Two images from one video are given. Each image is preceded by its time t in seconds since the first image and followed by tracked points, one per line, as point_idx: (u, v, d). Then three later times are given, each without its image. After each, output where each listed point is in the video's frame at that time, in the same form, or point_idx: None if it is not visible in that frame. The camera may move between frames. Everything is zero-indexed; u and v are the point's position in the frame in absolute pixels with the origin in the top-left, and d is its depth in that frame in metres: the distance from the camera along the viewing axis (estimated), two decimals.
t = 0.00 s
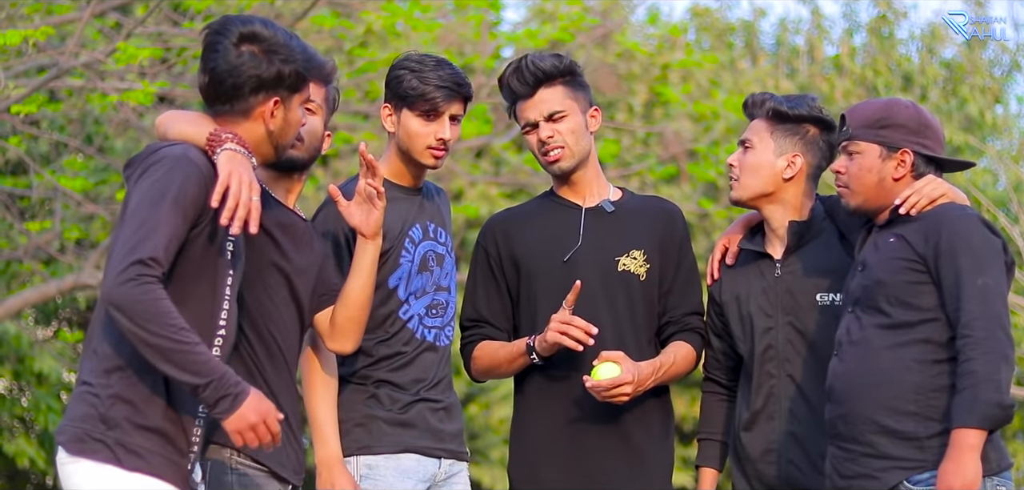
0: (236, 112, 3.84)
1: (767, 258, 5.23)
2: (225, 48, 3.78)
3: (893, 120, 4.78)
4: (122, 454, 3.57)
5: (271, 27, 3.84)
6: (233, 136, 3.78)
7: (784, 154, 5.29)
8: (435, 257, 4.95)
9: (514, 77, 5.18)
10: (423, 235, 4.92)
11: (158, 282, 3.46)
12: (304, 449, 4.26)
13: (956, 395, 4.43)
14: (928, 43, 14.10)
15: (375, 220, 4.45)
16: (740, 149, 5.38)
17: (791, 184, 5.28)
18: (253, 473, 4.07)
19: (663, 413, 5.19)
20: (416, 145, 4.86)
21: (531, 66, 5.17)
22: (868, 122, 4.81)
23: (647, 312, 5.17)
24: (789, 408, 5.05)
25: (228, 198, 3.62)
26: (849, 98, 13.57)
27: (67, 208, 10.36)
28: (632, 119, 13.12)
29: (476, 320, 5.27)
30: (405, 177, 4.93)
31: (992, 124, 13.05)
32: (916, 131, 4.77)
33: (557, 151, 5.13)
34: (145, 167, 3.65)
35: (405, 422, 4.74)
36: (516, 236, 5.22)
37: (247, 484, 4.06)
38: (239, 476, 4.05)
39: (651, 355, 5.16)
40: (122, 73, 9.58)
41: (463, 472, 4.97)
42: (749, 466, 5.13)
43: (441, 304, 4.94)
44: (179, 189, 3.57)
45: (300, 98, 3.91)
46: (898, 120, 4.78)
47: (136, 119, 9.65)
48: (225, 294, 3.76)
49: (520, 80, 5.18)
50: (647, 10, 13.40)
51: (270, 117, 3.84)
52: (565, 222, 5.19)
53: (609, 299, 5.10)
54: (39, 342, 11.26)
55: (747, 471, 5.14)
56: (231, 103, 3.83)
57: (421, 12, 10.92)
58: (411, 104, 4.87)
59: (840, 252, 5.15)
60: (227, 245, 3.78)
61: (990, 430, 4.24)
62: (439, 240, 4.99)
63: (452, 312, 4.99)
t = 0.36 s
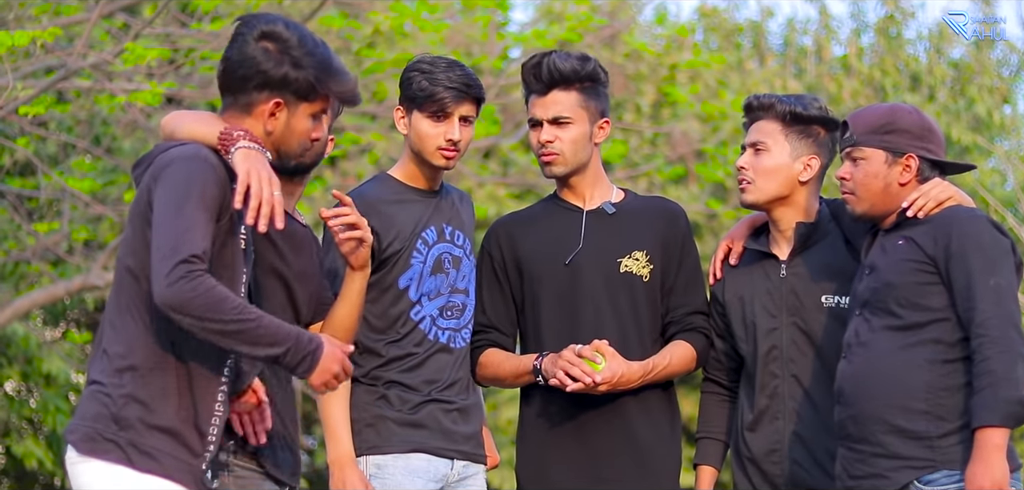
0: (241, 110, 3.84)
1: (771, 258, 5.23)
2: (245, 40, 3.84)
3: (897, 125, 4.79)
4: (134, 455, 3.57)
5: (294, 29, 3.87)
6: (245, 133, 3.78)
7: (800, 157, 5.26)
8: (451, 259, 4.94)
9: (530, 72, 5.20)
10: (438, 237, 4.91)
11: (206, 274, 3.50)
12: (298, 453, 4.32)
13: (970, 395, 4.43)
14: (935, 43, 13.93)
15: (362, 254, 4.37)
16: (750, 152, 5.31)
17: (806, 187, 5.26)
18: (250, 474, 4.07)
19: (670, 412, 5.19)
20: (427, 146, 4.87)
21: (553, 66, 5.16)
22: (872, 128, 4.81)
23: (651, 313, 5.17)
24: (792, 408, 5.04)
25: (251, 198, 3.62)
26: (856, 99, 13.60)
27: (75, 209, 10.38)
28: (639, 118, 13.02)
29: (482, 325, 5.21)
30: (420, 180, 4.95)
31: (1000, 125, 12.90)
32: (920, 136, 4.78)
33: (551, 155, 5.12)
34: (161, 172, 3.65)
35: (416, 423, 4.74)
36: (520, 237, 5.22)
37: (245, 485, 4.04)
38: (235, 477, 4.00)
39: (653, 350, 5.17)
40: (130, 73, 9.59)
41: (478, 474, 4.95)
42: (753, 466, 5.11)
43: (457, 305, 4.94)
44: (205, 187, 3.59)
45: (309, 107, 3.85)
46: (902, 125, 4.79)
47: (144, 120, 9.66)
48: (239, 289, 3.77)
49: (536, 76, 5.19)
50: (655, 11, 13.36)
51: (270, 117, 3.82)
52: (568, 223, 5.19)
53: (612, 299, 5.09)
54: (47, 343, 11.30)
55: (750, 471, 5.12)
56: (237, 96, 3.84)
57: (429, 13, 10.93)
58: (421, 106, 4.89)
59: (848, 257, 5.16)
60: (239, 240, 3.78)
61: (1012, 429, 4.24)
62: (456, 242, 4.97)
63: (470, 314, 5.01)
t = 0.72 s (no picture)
0: (250, 114, 3.80)
1: (777, 258, 5.22)
2: (242, 47, 3.73)
3: (899, 129, 4.78)
4: (143, 456, 3.58)
5: (293, 28, 3.79)
6: (246, 134, 3.77)
7: (807, 158, 5.26)
8: (459, 259, 4.95)
9: (559, 68, 5.18)
10: (445, 237, 4.92)
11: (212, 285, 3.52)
12: (299, 453, 4.33)
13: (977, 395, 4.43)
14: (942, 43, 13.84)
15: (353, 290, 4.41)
16: (756, 154, 5.29)
17: (812, 187, 5.25)
18: (252, 474, 4.10)
19: (674, 411, 5.20)
20: (420, 145, 4.89)
21: (588, 69, 5.14)
22: (874, 136, 4.80)
23: (655, 316, 5.16)
24: (799, 408, 5.04)
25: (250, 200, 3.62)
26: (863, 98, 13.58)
27: (83, 209, 10.39)
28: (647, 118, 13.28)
29: (488, 321, 5.20)
30: (423, 181, 4.95)
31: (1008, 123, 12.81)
32: (923, 136, 4.78)
33: (566, 156, 5.12)
34: (170, 177, 3.64)
35: (416, 421, 4.74)
36: (529, 236, 5.20)
37: (245, 484, 4.10)
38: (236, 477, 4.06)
39: (657, 356, 5.17)
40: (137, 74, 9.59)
41: (483, 474, 4.93)
42: (760, 467, 5.11)
43: (464, 305, 4.94)
44: (216, 194, 3.60)
45: (317, 101, 3.84)
46: (906, 127, 4.78)
47: (151, 120, 9.68)
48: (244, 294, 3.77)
49: (566, 74, 5.17)
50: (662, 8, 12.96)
51: (284, 119, 3.80)
52: (577, 224, 5.18)
53: (616, 304, 5.09)
54: (55, 342, 11.34)
55: (756, 472, 5.12)
56: (245, 103, 3.78)
57: (436, 12, 10.93)
58: (414, 105, 4.93)
59: (854, 258, 5.13)
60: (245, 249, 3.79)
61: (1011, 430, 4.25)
62: (465, 243, 4.99)
63: (478, 315, 5.01)
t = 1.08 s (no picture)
0: (235, 108, 3.79)
1: (776, 257, 5.21)
2: (222, 40, 3.73)
3: (895, 126, 4.78)
4: (142, 454, 3.57)
5: (270, 19, 3.79)
6: (232, 129, 3.77)
7: (806, 157, 5.24)
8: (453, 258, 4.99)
9: (574, 65, 5.17)
10: (438, 235, 4.97)
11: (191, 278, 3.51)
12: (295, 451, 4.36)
13: (980, 394, 4.43)
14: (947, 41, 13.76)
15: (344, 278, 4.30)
16: (755, 152, 5.27)
17: (811, 186, 5.24)
18: (248, 474, 4.09)
19: (673, 409, 5.21)
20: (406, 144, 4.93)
21: (603, 67, 5.13)
22: (872, 130, 4.81)
23: (656, 315, 5.15)
24: (799, 407, 5.04)
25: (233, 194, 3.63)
26: (867, 97, 13.58)
27: (86, 208, 10.38)
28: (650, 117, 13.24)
29: (489, 315, 5.18)
30: (417, 177, 5.03)
31: (1013, 122, 12.77)
32: (920, 135, 4.76)
33: (572, 152, 5.12)
34: (164, 166, 3.65)
35: (403, 419, 4.79)
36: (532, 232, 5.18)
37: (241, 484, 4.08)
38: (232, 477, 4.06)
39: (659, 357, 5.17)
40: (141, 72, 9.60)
41: (477, 473, 4.96)
42: (760, 466, 5.10)
43: (458, 305, 4.98)
44: (208, 185, 3.61)
45: (301, 90, 3.85)
46: (900, 125, 4.78)
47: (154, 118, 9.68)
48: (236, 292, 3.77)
49: (578, 72, 5.17)
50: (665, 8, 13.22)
51: (268, 109, 3.79)
52: (581, 222, 5.18)
53: (620, 305, 5.09)
54: (58, 341, 11.35)
55: (756, 471, 5.11)
56: (229, 97, 3.77)
57: (439, 11, 10.92)
58: (401, 104, 4.97)
59: (855, 258, 5.14)
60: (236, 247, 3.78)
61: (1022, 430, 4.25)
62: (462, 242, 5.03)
63: (474, 315, 5.02)
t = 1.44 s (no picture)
0: (213, 105, 3.80)
1: (767, 258, 5.22)
2: (206, 37, 3.77)
3: (894, 125, 4.78)
4: (134, 455, 3.58)
5: (252, 15, 3.81)
6: (211, 127, 3.78)
7: (796, 159, 5.23)
8: (438, 258, 4.96)
9: (565, 66, 5.16)
10: (422, 236, 4.94)
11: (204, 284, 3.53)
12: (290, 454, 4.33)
13: (971, 395, 4.43)
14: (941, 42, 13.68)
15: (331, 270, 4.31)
16: (745, 154, 5.27)
17: (801, 188, 5.24)
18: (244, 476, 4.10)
19: (667, 408, 5.21)
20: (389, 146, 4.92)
21: (597, 68, 5.13)
22: (869, 128, 4.81)
23: (649, 315, 5.15)
24: (790, 408, 5.05)
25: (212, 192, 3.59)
26: (861, 98, 13.58)
27: (80, 208, 10.37)
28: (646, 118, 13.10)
29: (481, 316, 5.17)
30: (406, 179, 4.99)
31: (1007, 123, 12.73)
32: (917, 136, 4.76)
33: (565, 154, 5.12)
34: (145, 178, 3.64)
35: (387, 418, 4.76)
36: (524, 232, 5.18)
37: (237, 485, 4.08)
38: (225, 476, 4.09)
39: (651, 356, 5.17)
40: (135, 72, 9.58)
41: (464, 474, 4.92)
42: (751, 467, 5.10)
43: (443, 306, 4.94)
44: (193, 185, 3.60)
45: (281, 89, 3.82)
46: (898, 125, 4.78)
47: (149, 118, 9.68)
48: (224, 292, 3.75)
49: (570, 73, 5.16)
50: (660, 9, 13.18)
51: (242, 105, 3.78)
52: (573, 223, 5.18)
53: (614, 305, 5.09)
54: (52, 341, 11.34)
55: (746, 471, 5.12)
56: (207, 93, 3.80)
57: (433, 11, 10.91)
58: (384, 106, 4.97)
59: (845, 259, 5.15)
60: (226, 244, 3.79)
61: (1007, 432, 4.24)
62: (446, 242, 4.99)
63: (461, 316, 5.00)
